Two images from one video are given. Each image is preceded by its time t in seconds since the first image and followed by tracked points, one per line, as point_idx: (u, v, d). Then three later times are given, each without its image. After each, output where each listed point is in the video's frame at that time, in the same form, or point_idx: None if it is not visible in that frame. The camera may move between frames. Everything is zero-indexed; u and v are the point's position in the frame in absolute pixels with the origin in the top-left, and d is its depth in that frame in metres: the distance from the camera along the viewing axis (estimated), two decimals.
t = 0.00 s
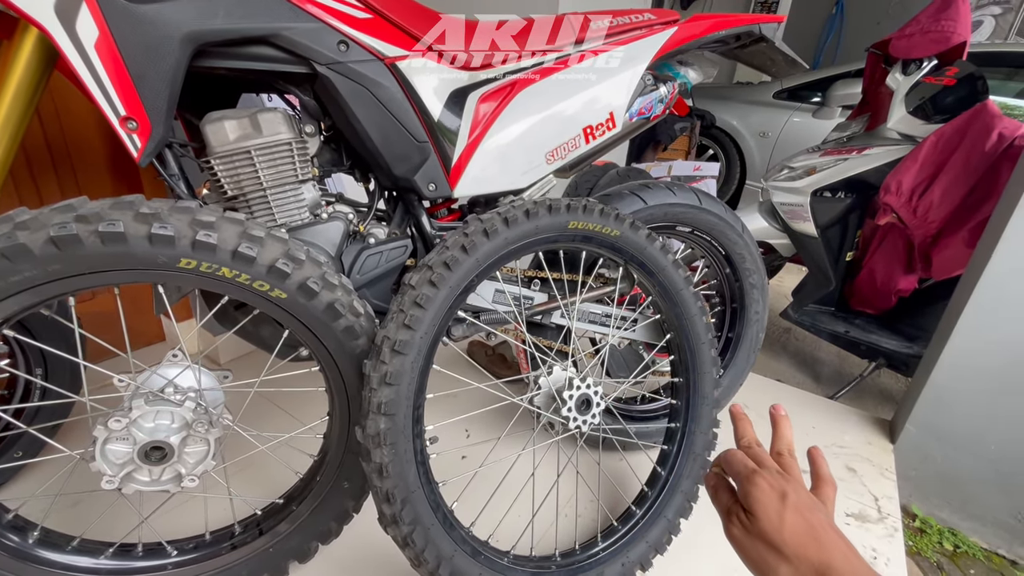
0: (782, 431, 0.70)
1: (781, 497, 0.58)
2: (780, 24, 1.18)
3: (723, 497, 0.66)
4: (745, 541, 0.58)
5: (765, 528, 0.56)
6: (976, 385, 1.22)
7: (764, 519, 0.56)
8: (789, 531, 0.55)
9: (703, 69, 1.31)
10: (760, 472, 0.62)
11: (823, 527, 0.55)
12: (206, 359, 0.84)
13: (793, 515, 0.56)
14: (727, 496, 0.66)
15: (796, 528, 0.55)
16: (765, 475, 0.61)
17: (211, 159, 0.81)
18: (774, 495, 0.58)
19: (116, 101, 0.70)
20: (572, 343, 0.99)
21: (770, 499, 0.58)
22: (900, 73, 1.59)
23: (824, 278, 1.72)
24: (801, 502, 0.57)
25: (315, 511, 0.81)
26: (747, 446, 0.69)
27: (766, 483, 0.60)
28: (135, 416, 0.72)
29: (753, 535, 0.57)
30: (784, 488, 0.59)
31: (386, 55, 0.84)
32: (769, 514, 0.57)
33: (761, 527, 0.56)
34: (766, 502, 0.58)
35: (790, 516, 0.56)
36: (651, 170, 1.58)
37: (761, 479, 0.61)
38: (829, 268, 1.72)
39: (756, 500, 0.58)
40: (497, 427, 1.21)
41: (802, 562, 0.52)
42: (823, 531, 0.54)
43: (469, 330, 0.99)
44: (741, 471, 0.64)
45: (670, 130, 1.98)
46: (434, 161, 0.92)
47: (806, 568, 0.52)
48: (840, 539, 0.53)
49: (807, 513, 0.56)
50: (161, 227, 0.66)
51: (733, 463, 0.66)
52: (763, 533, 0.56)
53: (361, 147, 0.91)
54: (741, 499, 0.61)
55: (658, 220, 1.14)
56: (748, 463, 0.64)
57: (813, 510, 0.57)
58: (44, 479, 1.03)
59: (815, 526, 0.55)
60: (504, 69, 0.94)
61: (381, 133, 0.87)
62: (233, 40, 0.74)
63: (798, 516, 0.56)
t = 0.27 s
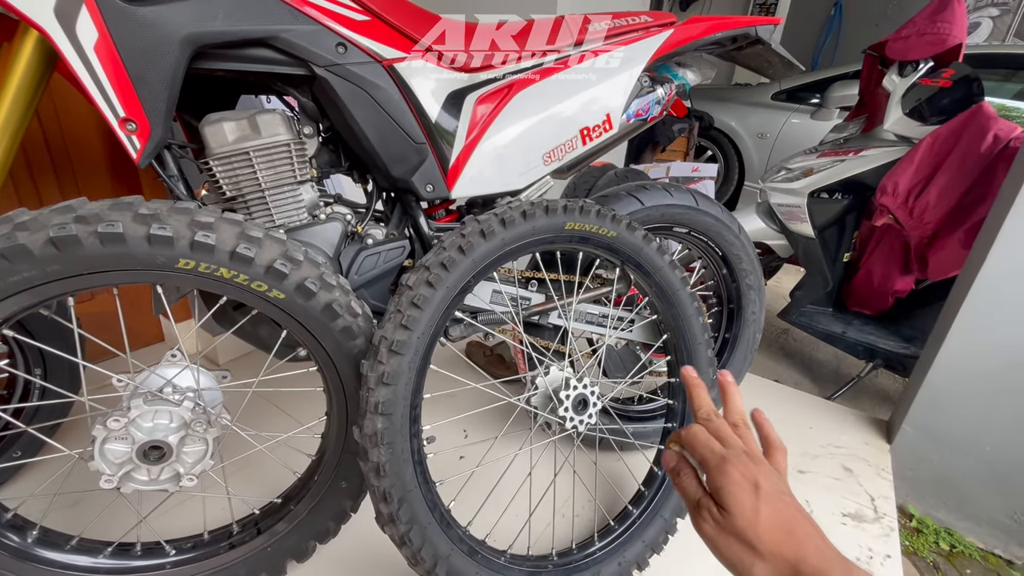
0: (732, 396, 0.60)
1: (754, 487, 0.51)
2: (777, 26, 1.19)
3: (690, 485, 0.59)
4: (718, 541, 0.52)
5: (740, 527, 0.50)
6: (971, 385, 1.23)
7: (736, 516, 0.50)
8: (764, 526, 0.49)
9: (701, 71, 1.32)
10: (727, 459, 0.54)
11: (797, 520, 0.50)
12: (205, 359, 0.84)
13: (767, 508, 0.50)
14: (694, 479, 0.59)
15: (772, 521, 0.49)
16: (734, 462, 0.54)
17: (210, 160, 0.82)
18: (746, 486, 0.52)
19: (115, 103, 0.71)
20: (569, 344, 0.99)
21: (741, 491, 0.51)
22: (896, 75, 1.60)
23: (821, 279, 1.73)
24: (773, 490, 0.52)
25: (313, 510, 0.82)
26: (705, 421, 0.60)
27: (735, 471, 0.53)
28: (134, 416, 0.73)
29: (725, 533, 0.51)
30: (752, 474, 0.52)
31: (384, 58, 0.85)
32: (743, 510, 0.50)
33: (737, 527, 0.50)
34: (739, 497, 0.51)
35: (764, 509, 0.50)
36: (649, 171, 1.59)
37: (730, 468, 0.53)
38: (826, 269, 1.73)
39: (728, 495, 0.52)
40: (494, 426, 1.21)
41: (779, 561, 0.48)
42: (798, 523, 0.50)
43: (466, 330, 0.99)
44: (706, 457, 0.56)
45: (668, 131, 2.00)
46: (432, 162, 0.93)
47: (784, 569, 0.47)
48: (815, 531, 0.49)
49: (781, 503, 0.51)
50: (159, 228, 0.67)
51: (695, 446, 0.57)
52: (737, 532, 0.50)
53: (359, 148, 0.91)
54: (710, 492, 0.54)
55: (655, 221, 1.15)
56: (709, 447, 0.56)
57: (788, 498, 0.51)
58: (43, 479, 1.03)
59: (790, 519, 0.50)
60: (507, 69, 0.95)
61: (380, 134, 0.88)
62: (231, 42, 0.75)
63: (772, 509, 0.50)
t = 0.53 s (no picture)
0: (638, 445, 0.68)
1: (696, 518, 0.53)
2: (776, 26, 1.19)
3: (640, 548, 0.59)
4: None
5: (698, 562, 0.49)
6: (968, 384, 1.23)
7: (690, 552, 0.50)
8: (721, 552, 0.49)
9: (701, 70, 1.32)
10: (663, 501, 0.56)
11: (747, 535, 0.49)
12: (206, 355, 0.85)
13: (716, 531, 0.51)
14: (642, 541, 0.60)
15: (725, 543, 0.49)
16: (669, 501, 0.56)
17: (211, 158, 0.82)
18: (689, 518, 0.53)
19: (117, 100, 0.71)
20: (569, 341, 1.00)
21: (686, 527, 0.52)
22: (895, 75, 1.61)
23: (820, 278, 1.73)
24: (714, 513, 0.53)
25: (314, 506, 0.82)
26: (626, 479, 0.64)
27: (674, 509, 0.54)
28: (136, 412, 0.73)
29: None
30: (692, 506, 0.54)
31: (385, 56, 0.85)
32: (696, 545, 0.50)
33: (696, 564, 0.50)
34: (687, 533, 0.52)
35: (714, 536, 0.50)
36: (648, 170, 1.60)
37: (670, 507, 0.55)
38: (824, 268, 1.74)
39: (677, 535, 0.52)
40: (493, 424, 1.22)
41: None
42: (748, 536, 0.49)
43: (466, 327, 0.99)
44: (644, 510, 0.58)
45: (668, 131, 2.01)
46: (432, 160, 0.93)
47: None
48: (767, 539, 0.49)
49: (726, 524, 0.51)
50: (162, 225, 0.67)
51: (631, 505, 0.60)
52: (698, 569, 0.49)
53: (360, 146, 0.92)
54: (659, 542, 0.54)
55: (654, 220, 1.15)
56: (644, 497, 0.59)
57: (730, 515, 0.52)
58: (45, 475, 1.04)
59: (740, 534, 0.50)
60: (503, 67, 0.95)
61: (380, 133, 0.88)
62: (233, 40, 0.75)
63: (723, 533, 0.50)
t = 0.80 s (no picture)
0: (681, 411, 0.64)
1: (720, 482, 0.53)
2: (781, 24, 1.19)
3: (659, 504, 0.59)
4: (697, 544, 0.51)
5: (715, 520, 0.50)
6: (971, 384, 1.23)
7: (709, 511, 0.51)
8: (739, 517, 0.49)
9: (704, 69, 1.32)
10: (690, 460, 0.56)
11: (766, 505, 0.50)
12: (209, 353, 0.84)
13: (736, 495, 0.51)
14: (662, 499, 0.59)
15: (745, 509, 0.50)
16: (696, 462, 0.55)
17: (215, 155, 0.82)
18: (714, 482, 0.53)
19: (121, 96, 0.71)
20: (572, 340, 1.00)
21: (709, 486, 0.52)
22: (899, 73, 1.61)
23: (822, 277, 1.73)
24: (736, 481, 0.53)
25: (317, 503, 0.82)
26: (660, 439, 0.61)
27: (700, 469, 0.54)
28: (139, 409, 0.73)
29: (703, 536, 0.51)
30: (717, 470, 0.54)
31: (388, 53, 0.85)
32: (715, 506, 0.51)
33: (713, 524, 0.50)
34: (709, 494, 0.52)
35: (733, 498, 0.51)
36: (651, 169, 1.60)
37: (695, 467, 0.55)
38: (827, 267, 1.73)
39: (698, 495, 0.52)
40: (496, 422, 1.22)
41: (762, 548, 0.47)
42: (767, 505, 0.50)
43: (469, 326, 0.99)
44: (669, 468, 0.57)
45: (671, 130, 2.00)
46: (436, 158, 0.93)
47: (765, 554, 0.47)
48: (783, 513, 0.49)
49: (748, 491, 0.52)
50: (166, 222, 0.67)
51: (656, 461, 0.59)
52: (713, 530, 0.50)
53: (364, 144, 0.91)
54: (678, 498, 0.54)
55: (657, 218, 1.15)
56: (673, 456, 0.57)
57: (754, 486, 0.52)
58: (47, 472, 1.04)
59: (760, 504, 0.50)
60: (501, 66, 0.94)
61: (384, 130, 0.88)
62: (237, 36, 0.75)
63: (742, 498, 0.51)
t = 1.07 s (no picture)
0: (668, 433, 0.68)
1: (708, 501, 0.53)
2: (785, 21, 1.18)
3: (653, 525, 0.59)
4: (690, 565, 0.51)
5: (705, 540, 0.50)
6: (974, 384, 1.23)
7: (697, 529, 0.51)
8: (727, 534, 0.49)
9: (706, 67, 1.31)
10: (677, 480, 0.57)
11: (755, 520, 0.50)
12: (208, 350, 0.84)
13: (724, 512, 0.51)
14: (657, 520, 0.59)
15: (733, 526, 0.50)
16: (682, 481, 0.56)
17: (215, 151, 0.81)
18: (700, 500, 0.53)
19: (120, 91, 0.70)
20: (574, 338, 0.99)
21: (697, 505, 0.53)
22: (903, 73, 1.59)
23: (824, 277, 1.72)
24: (725, 498, 0.53)
25: (316, 502, 0.82)
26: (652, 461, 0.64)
27: (687, 489, 0.55)
28: (138, 406, 0.72)
29: (695, 557, 0.51)
30: (704, 489, 0.54)
31: (390, 49, 0.84)
32: (703, 524, 0.51)
33: (704, 545, 0.50)
34: (696, 512, 0.52)
35: (722, 516, 0.51)
36: (653, 168, 1.59)
37: (682, 487, 0.55)
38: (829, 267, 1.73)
39: (686, 514, 0.53)
40: (497, 421, 1.21)
41: (752, 564, 0.47)
42: (758, 520, 0.50)
43: (470, 325, 0.98)
44: (658, 489, 0.58)
45: (672, 129, 1.99)
46: (437, 155, 0.92)
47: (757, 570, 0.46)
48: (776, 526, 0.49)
49: (736, 508, 0.52)
50: (165, 218, 0.66)
51: (647, 482, 0.60)
52: (703, 548, 0.50)
53: (365, 141, 0.91)
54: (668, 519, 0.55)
55: (660, 217, 1.14)
56: (660, 477, 0.59)
57: (743, 503, 0.52)
58: (46, 469, 1.03)
59: (749, 519, 0.50)
60: (501, 65, 0.93)
61: (385, 127, 0.88)
62: (238, 31, 0.74)
63: (730, 514, 0.51)
